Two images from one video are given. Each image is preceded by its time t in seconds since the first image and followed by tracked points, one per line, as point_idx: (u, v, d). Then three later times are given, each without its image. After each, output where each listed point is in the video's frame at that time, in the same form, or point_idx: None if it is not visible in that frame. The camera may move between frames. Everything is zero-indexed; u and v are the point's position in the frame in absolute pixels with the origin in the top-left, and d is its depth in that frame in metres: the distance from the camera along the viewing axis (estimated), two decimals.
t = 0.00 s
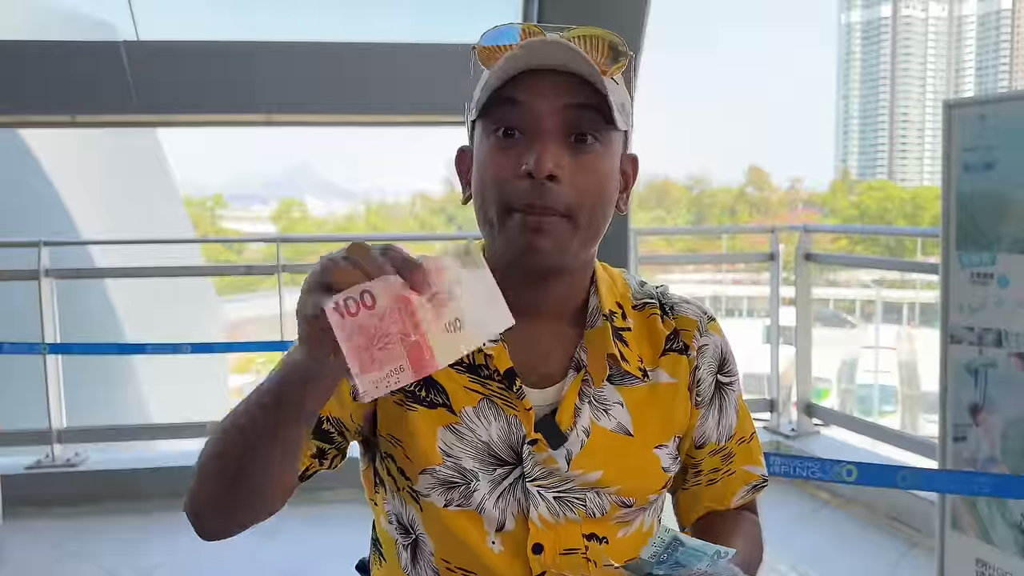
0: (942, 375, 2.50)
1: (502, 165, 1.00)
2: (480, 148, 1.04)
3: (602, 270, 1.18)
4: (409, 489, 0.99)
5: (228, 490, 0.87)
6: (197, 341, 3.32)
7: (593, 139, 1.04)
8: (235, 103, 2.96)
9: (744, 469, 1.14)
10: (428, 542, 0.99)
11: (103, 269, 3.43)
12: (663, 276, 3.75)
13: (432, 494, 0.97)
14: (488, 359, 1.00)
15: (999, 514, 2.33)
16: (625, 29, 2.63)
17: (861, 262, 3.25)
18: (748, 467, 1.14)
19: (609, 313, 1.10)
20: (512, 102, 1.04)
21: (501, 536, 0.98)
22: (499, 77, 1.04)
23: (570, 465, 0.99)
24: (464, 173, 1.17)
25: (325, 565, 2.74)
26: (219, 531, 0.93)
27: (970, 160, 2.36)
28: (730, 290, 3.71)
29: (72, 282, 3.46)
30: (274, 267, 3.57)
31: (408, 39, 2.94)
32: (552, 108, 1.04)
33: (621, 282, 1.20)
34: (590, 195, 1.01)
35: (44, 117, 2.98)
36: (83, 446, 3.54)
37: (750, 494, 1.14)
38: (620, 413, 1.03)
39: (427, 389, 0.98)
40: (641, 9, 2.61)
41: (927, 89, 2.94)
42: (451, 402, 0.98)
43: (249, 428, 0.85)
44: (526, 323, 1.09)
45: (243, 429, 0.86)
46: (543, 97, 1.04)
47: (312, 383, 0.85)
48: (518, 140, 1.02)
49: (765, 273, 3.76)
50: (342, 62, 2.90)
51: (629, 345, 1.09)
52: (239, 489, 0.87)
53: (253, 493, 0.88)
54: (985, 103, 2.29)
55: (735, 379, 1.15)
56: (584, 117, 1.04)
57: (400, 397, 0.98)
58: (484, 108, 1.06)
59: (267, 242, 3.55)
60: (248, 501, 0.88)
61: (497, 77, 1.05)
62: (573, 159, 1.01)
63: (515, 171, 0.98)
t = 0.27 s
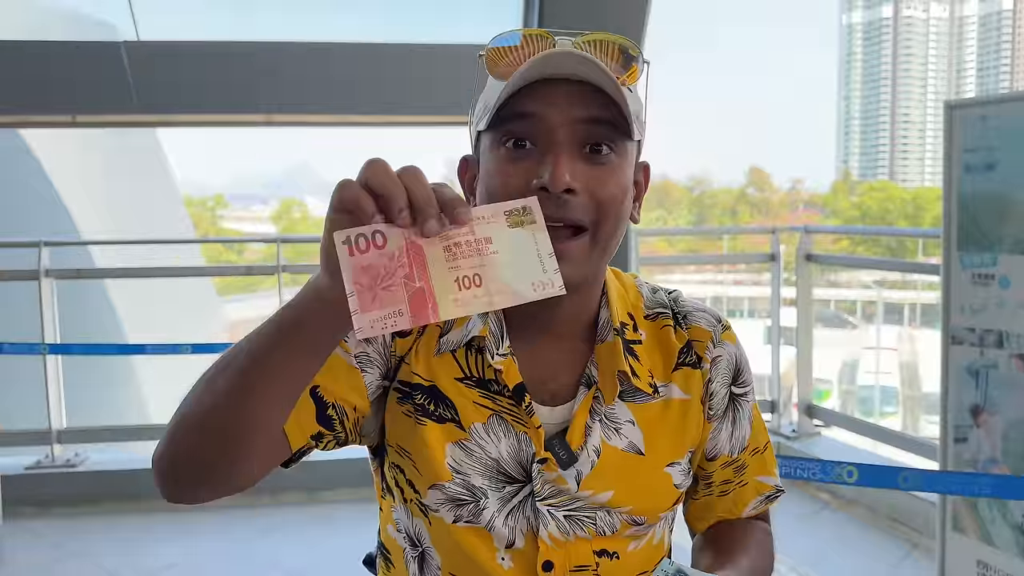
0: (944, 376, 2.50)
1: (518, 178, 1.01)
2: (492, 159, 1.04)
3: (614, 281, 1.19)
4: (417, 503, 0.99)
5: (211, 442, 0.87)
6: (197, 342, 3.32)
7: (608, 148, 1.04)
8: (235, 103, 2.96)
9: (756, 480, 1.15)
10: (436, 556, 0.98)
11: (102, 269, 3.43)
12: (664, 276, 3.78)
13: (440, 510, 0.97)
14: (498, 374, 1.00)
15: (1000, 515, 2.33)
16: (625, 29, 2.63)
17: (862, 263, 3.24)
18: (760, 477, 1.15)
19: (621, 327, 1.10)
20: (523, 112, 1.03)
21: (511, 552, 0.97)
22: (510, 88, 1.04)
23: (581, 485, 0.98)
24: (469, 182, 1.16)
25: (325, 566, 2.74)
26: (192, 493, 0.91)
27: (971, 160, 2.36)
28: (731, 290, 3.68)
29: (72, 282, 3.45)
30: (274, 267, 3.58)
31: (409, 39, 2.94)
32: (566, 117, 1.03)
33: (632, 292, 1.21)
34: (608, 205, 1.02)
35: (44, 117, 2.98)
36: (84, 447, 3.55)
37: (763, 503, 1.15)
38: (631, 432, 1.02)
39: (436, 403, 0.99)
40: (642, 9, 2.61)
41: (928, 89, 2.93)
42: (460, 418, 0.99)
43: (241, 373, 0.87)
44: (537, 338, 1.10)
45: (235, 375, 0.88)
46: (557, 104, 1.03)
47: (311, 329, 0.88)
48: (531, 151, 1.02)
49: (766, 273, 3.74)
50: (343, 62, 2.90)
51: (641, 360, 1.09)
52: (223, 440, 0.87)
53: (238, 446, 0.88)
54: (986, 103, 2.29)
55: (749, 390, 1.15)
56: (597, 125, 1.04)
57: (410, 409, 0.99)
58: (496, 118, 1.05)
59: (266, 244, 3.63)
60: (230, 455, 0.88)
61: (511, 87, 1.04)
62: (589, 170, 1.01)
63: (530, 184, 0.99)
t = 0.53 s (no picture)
0: (945, 377, 2.49)
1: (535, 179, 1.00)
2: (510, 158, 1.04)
3: (630, 281, 1.18)
4: (428, 503, 0.98)
5: (223, 423, 0.86)
6: (197, 342, 3.31)
7: (627, 147, 1.03)
8: (235, 102, 2.95)
9: (768, 487, 1.14)
10: (445, 559, 0.97)
11: (100, 269, 3.41)
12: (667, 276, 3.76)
13: (452, 510, 0.96)
14: (514, 373, 0.99)
15: (1001, 516, 2.32)
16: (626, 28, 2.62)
17: (862, 263, 3.23)
18: (772, 484, 1.15)
19: (640, 329, 1.09)
20: (541, 112, 1.02)
21: (523, 555, 0.96)
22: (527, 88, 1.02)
23: (595, 488, 0.97)
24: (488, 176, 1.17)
25: (326, 566, 2.73)
26: (205, 472, 0.90)
27: (972, 160, 2.35)
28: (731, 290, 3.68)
29: (71, 282, 3.44)
30: (273, 266, 3.57)
31: (409, 38, 2.93)
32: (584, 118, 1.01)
33: (648, 292, 1.20)
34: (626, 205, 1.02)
35: (42, 117, 2.98)
36: (83, 447, 3.55)
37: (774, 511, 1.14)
38: (647, 434, 1.02)
39: (451, 401, 0.98)
40: (642, 8, 2.61)
41: (928, 89, 2.93)
42: (475, 415, 0.98)
43: (257, 352, 0.86)
44: (553, 339, 1.08)
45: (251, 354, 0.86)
46: (575, 104, 1.02)
47: (328, 312, 0.86)
48: (548, 152, 1.02)
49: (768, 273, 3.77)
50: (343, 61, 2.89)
51: (659, 363, 1.08)
52: (236, 420, 0.86)
53: (249, 430, 0.86)
54: (988, 103, 2.28)
55: (763, 395, 1.14)
56: (616, 126, 1.03)
57: (424, 406, 0.99)
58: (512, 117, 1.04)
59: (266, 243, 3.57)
60: (241, 436, 0.86)
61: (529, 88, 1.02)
62: (606, 172, 1.00)
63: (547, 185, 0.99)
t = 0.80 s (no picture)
0: (944, 377, 2.49)
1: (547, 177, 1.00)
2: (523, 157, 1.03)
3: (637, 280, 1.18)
4: (435, 501, 0.97)
5: (235, 421, 0.86)
6: (196, 341, 3.30)
7: (641, 149, 1.03)
8: (234, 101, 2.95)
9: (771, 487, 1.14)
10: (452, 559, 0.96)
11: (98, 268, 3.39)
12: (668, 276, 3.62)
13: (460, 507, 0.95)
14: (524, 368, 0.99)
15: (1001, 515, 2.32)
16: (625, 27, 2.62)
17: (862, 263, 3.23)
18: (774, 485, 1.14)
19: (649, 327, 1.09)
20: (556, 111, 1.02)
21: (531, 553, 0.96)
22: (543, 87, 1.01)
23: (605, 484, 0.97)
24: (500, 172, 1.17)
25: (327, 567, 2.73)
26: (215, 468, 0.90)
27: (973, 159, 2.35)
28: (731, 289, 3.67)
29: (69, 281, 3.43)
30: (274, 266, 3.49)
31: (409, 37, 2.93)
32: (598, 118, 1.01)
33: (656, 293, 1.20)
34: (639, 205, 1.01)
35: (41, 115, 2.97)
36: (82, 446, 3.54)
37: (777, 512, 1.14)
38: (656, 431, 1.02)
39: (460, 397, 0.98)
40: (642, 7, 2.60)
41: (928, 88, 2.93)
42: (485, 411, 0.98)
43: (273, 345, 0.86)
44: (564, 338, 1.07)
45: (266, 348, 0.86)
46: (590, 104, 1.02)
47: (342, 310, 0.86)
48: (563, 151, 1.01)
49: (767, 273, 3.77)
50: (343, 60, 2.89)
51: (667, 361, 1.08)
52: (249, 414, 0.86)
53: (262, 428, 0.86)
54: (988, 103, 2.28)
55: (766, 396, 1.14)
56: (631, 125, 1.03)
57: (434, 402, 0.98)
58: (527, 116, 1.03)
59: (266, 241, 3.53)
60: (253, 431, 0.86)
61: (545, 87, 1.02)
62: (620, 173, 1.00)
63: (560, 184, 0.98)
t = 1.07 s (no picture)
0: (943, 377, 2.49)
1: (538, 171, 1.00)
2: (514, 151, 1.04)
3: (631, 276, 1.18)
4: (436, 502, 0.97)
5: (232, 426, 0.86)
6: (195, 341, 3.30)
7: (631, 140, 1.04)
8: (233, 100, 2.94)
9: (767, 480, 1.15)
10: (455, 559, 0.96)
11: (97, 267, 3.39)
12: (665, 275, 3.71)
13: (462, 507, 0.95)
14: (521, 366, 0.99)
15: (1000, 514, 2.32)
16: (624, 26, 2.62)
17: (861, 262, 3.23)
18: (770, 477, 1.16)
19: (644, 322, 1.09)
20: (546, 106, 1.02)
21: (533, 552, 0.96)
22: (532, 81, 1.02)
23: (604, 479, 0.98)
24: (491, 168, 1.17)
25: (326, 566, 2.73)
26: (214, 472, 0.89)
27: (972, 158, 2.35)
28: (730, 289, 3.66)
29: (69, 280, 3.42)
30: (272, 265, 3.50)
31: (408, 36, 2.93)
32: (588, 111, 1.02)
33: (650, 289, 1.20)
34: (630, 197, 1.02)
35: (41, 113, 2.97)
36: (81, 445, 3.54)
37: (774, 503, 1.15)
38: (653, 426, 1.02)
39: (458, 396, 0.98)
40: (642, 6, 2.60)
41: (928, 88, 2.93)
42: (482, 410, 0.98)
43: (270, 350, 0.85)
44: (559, 334, 1.08)
45: (262, 352, 0.86)
46: (580, 97, 1.02)
47: (337, 313, 0.86)
48: (554, 144, 1.02)
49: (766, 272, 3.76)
50: (342, 59, 2.88)
51: (663, 355, 1.08)
52: (247, 419, 0.85)
53: (259, 433, 0.86)
54: (987, 102, 2.27)
55: (760, 389, 1.14)
56: (620, 118, 1.03)
57: (431, 402, 0.98)
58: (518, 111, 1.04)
59: (264, 241, 3.52)
60: (252, 436, 0.86)
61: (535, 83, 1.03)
62: (611, 164, 1.01)
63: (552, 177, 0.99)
